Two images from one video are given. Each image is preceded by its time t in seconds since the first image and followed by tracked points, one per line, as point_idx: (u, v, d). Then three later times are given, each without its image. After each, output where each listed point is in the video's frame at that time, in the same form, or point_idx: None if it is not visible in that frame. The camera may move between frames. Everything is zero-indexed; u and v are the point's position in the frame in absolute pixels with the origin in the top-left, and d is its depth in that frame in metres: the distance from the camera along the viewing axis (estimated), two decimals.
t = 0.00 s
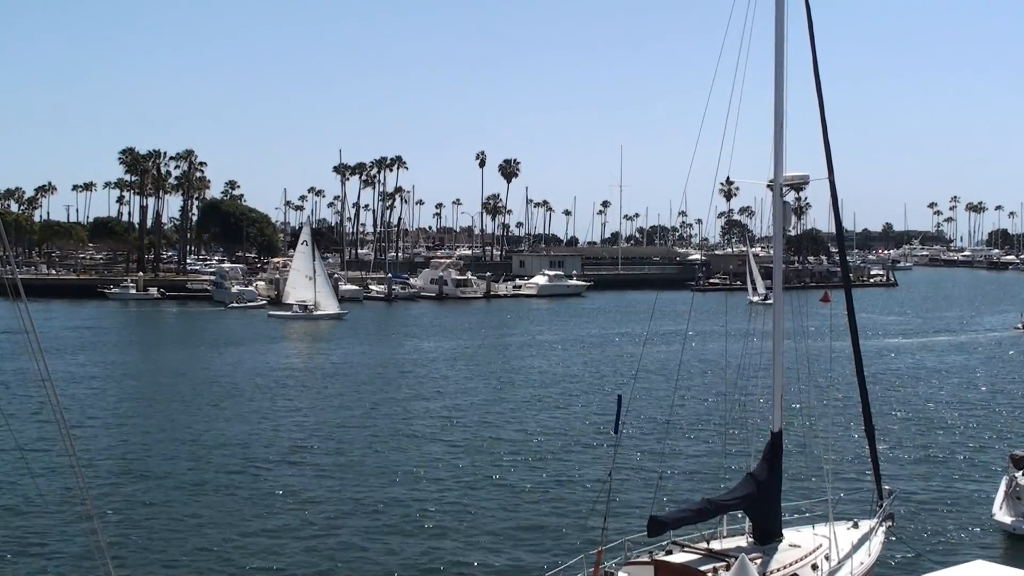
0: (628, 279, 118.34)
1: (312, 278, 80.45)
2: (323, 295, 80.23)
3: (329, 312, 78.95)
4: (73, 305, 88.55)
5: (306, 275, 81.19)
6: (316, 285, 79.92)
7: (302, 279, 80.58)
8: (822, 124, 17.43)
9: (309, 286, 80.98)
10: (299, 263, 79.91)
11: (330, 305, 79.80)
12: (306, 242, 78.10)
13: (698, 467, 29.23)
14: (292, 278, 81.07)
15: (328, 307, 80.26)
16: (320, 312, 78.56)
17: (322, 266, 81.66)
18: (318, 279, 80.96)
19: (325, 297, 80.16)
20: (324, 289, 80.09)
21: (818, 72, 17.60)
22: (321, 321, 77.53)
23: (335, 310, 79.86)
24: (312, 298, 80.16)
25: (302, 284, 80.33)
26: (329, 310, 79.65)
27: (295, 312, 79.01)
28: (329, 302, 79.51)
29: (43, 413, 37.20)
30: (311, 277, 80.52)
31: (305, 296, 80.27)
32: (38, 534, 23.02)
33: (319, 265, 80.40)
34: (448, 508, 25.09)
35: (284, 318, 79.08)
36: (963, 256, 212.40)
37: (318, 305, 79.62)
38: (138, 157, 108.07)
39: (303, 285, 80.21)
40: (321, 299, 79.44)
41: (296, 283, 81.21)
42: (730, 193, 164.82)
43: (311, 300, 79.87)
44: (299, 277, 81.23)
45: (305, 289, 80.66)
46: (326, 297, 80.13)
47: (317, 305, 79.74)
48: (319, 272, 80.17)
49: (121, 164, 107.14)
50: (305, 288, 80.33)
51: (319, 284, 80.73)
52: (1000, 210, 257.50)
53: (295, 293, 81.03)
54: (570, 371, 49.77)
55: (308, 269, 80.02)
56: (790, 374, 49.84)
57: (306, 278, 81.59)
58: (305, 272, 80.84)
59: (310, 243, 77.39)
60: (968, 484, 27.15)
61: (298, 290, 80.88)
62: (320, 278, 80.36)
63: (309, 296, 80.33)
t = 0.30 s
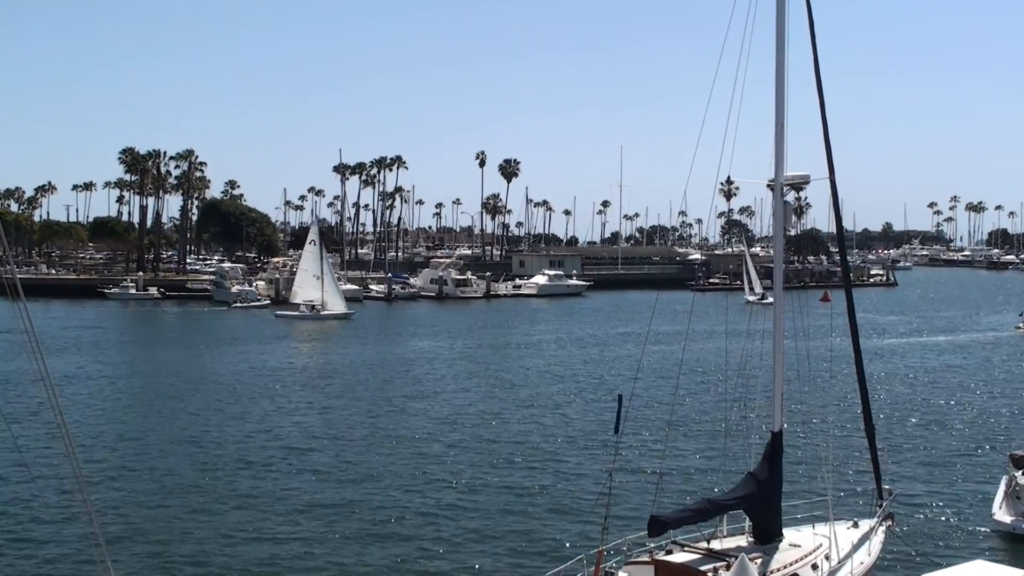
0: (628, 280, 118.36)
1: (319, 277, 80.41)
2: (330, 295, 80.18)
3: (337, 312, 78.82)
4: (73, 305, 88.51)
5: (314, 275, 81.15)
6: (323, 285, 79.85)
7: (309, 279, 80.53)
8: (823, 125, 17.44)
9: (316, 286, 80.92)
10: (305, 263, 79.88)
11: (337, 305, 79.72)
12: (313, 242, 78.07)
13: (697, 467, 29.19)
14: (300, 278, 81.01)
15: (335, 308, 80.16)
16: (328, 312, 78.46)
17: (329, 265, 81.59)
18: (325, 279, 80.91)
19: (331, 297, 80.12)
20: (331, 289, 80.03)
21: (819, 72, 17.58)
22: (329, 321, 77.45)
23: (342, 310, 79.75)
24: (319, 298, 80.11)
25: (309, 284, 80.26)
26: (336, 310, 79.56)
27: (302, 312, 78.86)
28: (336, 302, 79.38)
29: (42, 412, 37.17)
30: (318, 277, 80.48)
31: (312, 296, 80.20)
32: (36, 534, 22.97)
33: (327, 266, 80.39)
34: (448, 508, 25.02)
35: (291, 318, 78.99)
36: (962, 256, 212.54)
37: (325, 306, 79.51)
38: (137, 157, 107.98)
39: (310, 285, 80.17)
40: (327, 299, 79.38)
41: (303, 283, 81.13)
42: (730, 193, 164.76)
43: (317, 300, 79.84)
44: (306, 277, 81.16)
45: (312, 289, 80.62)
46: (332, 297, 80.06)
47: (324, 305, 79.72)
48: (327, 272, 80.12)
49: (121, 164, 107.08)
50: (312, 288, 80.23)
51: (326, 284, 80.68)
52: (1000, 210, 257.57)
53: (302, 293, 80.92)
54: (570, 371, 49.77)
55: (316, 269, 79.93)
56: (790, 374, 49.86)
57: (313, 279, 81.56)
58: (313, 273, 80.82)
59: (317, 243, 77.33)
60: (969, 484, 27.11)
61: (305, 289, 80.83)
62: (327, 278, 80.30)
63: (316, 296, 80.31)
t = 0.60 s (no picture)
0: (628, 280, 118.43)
1: (327, 278, 80.31)
2: (338, 295, 80.03)
3: (344, 312, 78.66)
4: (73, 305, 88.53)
5: (322, 275, 80.94)
6: (331, 284, 79.73)
7: (317, 279, 80.40)
8: (823, 125, 17.42)
9: (323, 286, 80.80)
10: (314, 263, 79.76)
11: (344, 306, 79.54)
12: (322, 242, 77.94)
13: (697, 467, 29.23)
14: (307, 278, 80.82)
15: (342, 308, 80.00)
16: (335, 312, 78.31)
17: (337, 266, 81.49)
18: (333, 280, 80.79)
19: (339, 297, 79.94)
20: (339, 289, 79.90)
21: (819, 72, 17.56)
22: (337, 321, 77.40)
23: (350, 310, 79.57)
24: (327, 298, 79.94)
25: (317, 284, 80.11)
26: (344, 311, 79.35)
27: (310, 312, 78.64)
28: (344, 302, 79.19)
29: (43, 412, 37.21)
30: (326, 277, 80.33)
31: (320, 296, 80.05)
32: (36, 534, 23.01)
33: (335, 266, 80.24)
34: (448, 508, 25.06)
35: (299, 319, 78.93)
36: (962, 256, 212.53)
37: (332, 305, 79.34)
38: (138, 158, 108.02)
39: (318, 285, 80.06)
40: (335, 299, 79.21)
41: (311, 283, 80.98)
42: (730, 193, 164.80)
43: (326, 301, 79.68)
44: (314, 277, 81.03)
45: (320, 289, 80.47)
46: (340, 297, 79.88)
47: (332, 305, 79.55)
48: (335, 272, 79.95)
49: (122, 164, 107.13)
50: (320, 288, 80.19)
51: (334, 284, 80.56)
52: (1000, 210, 257.67)
53: (310, 293, 80.73)
54: (570, 371, 49.84)
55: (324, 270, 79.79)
56: (790, 374, 49.92)
57: (321, 279, 81.40)
58: (321, 273, 80.63)
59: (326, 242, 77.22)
60: (969, 484, 27.15)
61: (313, 289, 80.71)
62: (335, 278, 80.15)
63: (324, 296, 80.17)
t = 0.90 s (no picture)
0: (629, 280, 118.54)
1: (335, 278, 80.28)
2: (345, 295, 79.79)
3: (352, 312, 78.46)
4: (74, 306, 88.59)
5: (330, 275, 80.92)
6: (338, 284, 79.60)
7: (324, 279, 80.48)
8: (822, 125, 17.44)
9: (331, 286, 80.82)
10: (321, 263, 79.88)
11: (351, 306, 79.26)
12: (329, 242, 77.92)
13: (696, 467, 29.27)
14: (315, 278, 80.88)
15: (349, 309, 79.85)
16: (342, 312, 78.12)
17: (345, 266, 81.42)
18: (341, 280, 80.69)
19: (347, 297, 79.68)
20: (346, 289, 79.70)
21: (819, 72, 17.57)
22: (339, 321, 77.41)
23: (358, 311, 79.40)
24: (335, 299, 79.83)
25: (324, 284, 80.20)
26: (352, 311, 79.00)
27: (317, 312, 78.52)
28: (351, 302, 79.02)
29: (43, 412, 37.24)
30: (334, 277, 80.27)
31: (328, 296, 80.02)
32: (36, 534, 23.02)
33: (342, 267, 80.14)
34: (448, 508, 25.08)
35: (305, 319, 78.87)
36: (962, 256, 212.82)
37: (340, 305, 79.17)
38: (138, 158, 108.04)
39: (325, 285, 80.17)
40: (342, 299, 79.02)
41: (319, 283, 81.04)
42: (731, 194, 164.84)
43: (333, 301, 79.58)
44: (322, 277, 81.14)
45: (327, 289, 80.46)
46: (348, 298, 79.62)
47: (339, 305, 79.36)
48: (342, 273, 79.85)
49: (122, 164, 107.16)
50: (327, 288, 80.29)
51: (342, 285, 80.45)
52: (1000, 211, 258.07)
53: (318, 293, 80.94)
54: (570, 371, 49.93)
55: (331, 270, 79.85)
56: (790, 374, 50.01)
57: (329, 279, 81.38)
58: (329, 273, 80.57)
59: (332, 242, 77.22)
60: (969, 484, 27.18)
61: (320, 289, 80.87)
62: (343, 278, 80.04)
63: (331, 296, 80.14)
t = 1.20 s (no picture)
0: (629, 280, 118.60)
1: (342, 278, 80.09)
2: (352, 295, 79.54)
3: (359, 313, 78.44)
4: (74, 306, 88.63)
5: (337, 275, 80.71)
6: (346, 284, 79.33)
7: (331, 280, 80.47)
8: (822, 125, 17.46)
9: (338, 286, 80.77)
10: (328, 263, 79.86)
11: (359, 306, 79.04)
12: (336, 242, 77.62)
13: (696, 467, 29.32)
14: (322, 278, 80.86)
15: (357, 309, 79.69)
16: (349, 312, 78.13)
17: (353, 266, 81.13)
18: (348, 280, 80.50)
19: (354, 297, 79.42)
20: (353, 289, 79.45)
21: (818, 72, 17.59)
22: (339, 321, 77.45)
23: (365, 311, 79.25)
24: (342, 299, 79.80)
25: (332, 285, 80.26)
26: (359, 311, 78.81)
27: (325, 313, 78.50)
28: (358, 302, 78.82)
29: (43, 412, 37.31)
30: (341, 277, 80.11)
31: (336, 296, 80.03)
32: (37, 534, 23.04)
33: (349, 266, 79.73)
34: (450, 508, 25.11)
35: (308, 319, 78.93)
36: (962, 256, 212.98)
37: (347, 306, 79.09)
38: (138, 158, 108.05)
39: (333, 286, 80.19)
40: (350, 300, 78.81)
41: (326, 283, 80.98)
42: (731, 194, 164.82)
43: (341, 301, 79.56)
44: (330, 277, 81.16)
45: (335, 289, 80.61)
46: (355, 297, 79.35)
47: (346, 305, 79.19)
48: (349, 273, 79.57)
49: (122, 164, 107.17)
50: (335, 288, 80.37)
51: (349, 284, 80.18)
52: (1000, 211, 258.17)
53: (325, 293, 81.07)
54: (571, 371, 49.97)
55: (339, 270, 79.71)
56: (789, 374, 50.06)
57: (337, 279, 81.16)
58: (336, 273, 80.37)
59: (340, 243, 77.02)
60: (968, 484, 27.18)
61: (328, 289, 80.98)
62: (350, 278, 79.73)
63: (339, 297, 80.22)
